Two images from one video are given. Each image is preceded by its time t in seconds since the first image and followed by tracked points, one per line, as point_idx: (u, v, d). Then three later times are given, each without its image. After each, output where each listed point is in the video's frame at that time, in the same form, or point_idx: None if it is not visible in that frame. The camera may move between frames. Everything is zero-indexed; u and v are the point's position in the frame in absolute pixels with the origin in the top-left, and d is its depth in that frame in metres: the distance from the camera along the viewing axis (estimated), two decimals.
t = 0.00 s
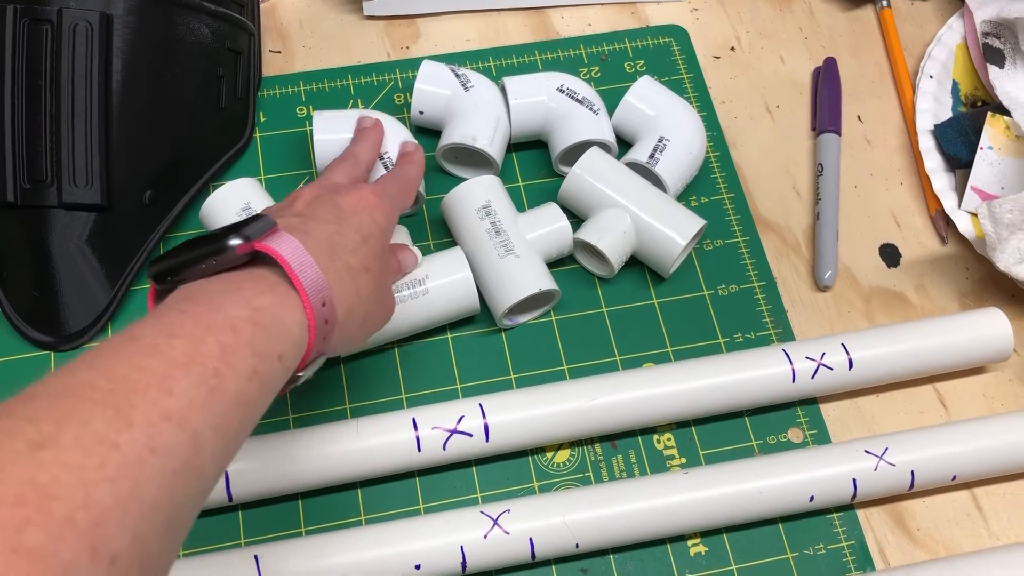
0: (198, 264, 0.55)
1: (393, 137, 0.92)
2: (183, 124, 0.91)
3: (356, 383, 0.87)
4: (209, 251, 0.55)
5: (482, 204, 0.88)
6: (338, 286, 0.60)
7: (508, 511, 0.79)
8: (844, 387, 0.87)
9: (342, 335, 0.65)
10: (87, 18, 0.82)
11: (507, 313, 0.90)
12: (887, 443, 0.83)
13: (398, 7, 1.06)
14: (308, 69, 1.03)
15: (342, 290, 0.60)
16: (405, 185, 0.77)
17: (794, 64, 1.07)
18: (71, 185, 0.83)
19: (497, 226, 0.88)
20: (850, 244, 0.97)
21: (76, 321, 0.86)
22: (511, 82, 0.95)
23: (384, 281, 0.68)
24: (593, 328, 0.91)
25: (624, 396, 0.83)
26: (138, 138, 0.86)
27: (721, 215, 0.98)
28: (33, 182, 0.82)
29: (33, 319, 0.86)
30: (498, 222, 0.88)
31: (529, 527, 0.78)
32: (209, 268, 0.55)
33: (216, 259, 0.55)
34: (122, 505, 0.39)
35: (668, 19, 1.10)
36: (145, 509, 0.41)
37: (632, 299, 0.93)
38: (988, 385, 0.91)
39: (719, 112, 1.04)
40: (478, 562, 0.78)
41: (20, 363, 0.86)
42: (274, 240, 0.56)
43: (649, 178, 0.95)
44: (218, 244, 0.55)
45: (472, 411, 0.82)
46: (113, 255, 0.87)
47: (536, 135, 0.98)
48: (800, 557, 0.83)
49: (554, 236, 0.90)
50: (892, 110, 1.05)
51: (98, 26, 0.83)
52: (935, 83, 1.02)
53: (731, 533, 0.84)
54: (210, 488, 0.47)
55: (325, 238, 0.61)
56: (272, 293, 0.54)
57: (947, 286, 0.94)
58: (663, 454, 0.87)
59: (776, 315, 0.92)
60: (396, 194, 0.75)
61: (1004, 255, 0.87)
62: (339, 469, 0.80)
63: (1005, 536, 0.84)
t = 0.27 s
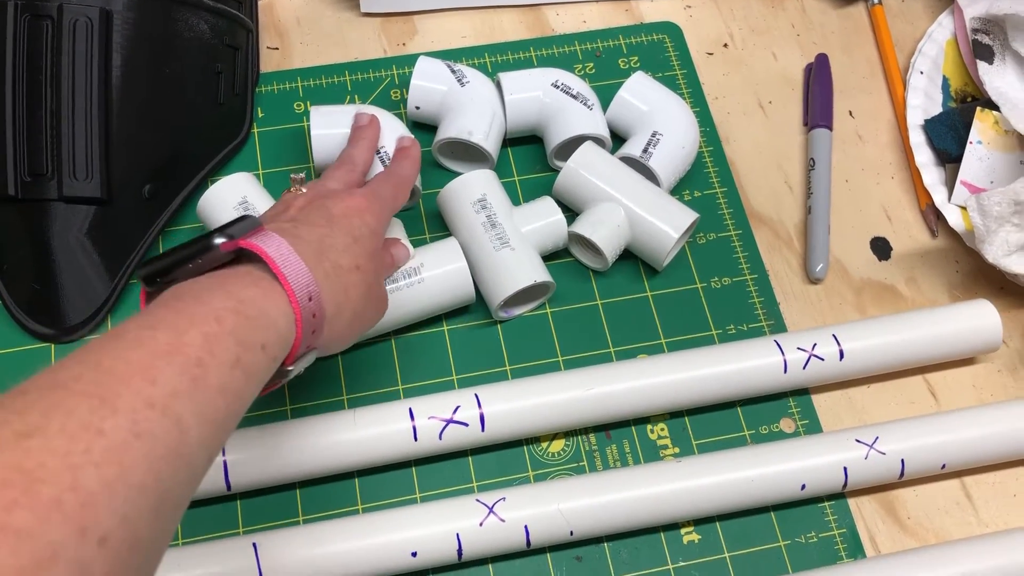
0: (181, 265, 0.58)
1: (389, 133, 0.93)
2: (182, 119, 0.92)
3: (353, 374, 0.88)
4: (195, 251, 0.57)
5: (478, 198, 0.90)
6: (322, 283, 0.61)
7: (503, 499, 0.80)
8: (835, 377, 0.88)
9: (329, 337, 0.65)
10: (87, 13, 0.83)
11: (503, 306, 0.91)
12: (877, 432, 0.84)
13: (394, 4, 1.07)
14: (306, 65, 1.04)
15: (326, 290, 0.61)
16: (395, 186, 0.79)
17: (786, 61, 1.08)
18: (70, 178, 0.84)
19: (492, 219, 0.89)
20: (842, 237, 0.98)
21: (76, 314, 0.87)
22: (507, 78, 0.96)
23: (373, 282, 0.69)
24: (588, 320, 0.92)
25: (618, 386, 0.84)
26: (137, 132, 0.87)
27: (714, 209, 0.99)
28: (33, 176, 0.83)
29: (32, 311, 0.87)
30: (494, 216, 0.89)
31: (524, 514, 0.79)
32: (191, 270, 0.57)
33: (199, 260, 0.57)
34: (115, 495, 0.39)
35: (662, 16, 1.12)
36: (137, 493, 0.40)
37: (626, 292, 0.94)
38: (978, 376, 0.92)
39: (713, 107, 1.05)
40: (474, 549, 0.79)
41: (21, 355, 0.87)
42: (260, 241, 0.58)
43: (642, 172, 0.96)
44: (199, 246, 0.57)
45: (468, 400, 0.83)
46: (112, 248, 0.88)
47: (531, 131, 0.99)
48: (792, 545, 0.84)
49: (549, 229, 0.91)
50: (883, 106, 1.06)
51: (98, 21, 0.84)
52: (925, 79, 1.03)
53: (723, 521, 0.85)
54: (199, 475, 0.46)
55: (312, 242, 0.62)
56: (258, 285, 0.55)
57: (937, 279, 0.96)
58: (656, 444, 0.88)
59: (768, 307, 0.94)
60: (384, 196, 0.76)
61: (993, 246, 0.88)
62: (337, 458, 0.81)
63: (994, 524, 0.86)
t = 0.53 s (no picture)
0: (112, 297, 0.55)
1: (383, 126, 0.94)
2: (179, 110, 0.93)
3: (347, 363, 0.89)
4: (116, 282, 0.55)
5: (471, 189, 0.91)
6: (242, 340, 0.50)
7: (494, 485, 0.81)
8: (823, 368, 0.89)
9: (264, 375, 0.53)
10: (85, 5, 0.84)
11: (495, 296, 0.92)
12: (864, 422, 0.85)
13: None
14: (302, 58, 1.05)
15: (254, 326, 0.51)
16: (298, 197, 0.57)
17: (777, 57, 1.09)
18: (68, 167, 0.85)
19: (485, 210, 0.90)
20: (831, 231, 0.99)
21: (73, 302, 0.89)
22: (501, 72, 0.98)
23: (316, 278, 0.56)
24: (580, 311, 0.93)
25: (608, 376, 0.85)
26: (134, 122, 0.88)
27: (705, 202, 1.00)
28: (31, 164, 0.84)
29: (30, 299, 0.88)
30: (487, 207, 0.90)
31: (515, 500, 0.80)
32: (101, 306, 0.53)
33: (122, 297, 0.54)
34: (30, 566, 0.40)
35: (655, 13, 1.13)
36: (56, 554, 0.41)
37: (618, 283, 0.95)
38: (965, 368, 0.93)
39: (705, 102, 1.07)
40: (465, 534, 0.80)
41: (19, 342, 0.88)
42: (148, 302, 0.48)
43: (635, 165, 0.97)
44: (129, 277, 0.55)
45: (460, 389, 0.84)
46: (109, 238, 0.89)
47: (524, 124, 1.00)
48: (779, 533, 0.85)
49: (541, 221, 0.92)
50: (873, 102, 1.07)
51: (97, 13, 0.85)
52: (915, 75, 1.05)
53: (712, 509, 0.86)
54: (163, 477, 0.48)
55: (223, 267, 0.53)
56: (145, 358, 0.47)
57: (925, 273, 0.97)
58: (646, 433, 0.89)
59: (757, 299, 0.95)
60: (303, 217, 0.57)
61: (980, 240, 0.90)
62: (329, 445, 0.82)
63: (980, 513, 0.87)
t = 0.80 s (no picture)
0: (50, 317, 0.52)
1: (403, 99, 0.95)
2: (203, 80, 0.94)
3: (366, 330, 0.91)
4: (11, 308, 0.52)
5: (489, 160, 0.92)
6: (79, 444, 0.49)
7: (511, 447, 0.82)
8: (834, 339, 0.91)
9: None
10: None
11: (511, 267, 0.94)
12: (874, 391, 0.87)
13: None
14: (323, 35, 1.07)
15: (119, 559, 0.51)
16: (145, 469, 0.56)
17: (790, 39, 1.11)
18: (97, 134, 0.86)
19: (503, 181, 0.91)
20: (842, 208, 1.01)
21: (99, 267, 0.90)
22: (519, 48, 0.99)
23: None
24: (595, 283, 0.95)
25: (623, 344, 0.87)
26: (160, 91, 0.90)
27: (719, 179, 1.02)
28: (61, 130, 0.85)
29: (56, 263, 0.90)
30: (504, 179, 0.91)
31: (531, 462, 0.82)
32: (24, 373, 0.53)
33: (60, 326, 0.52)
34: None
35: None
36: None
37: (632, 256, 0.97)
38: (973, 342, 0.95)
39: (718, 82, 1.08)
40: (482, 494, 0.81)
41: (43, 306, 0.90)
42: None
43: (650, 140, 0.99)
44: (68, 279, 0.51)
45: (477, 353, 0.86)
46: (135, 204, 0.91)
47: (541, 100, 1.02)
48: (790, 498, 0.87)
49: (558, 193, 0.93)
50: (884, 84, 1.09)
51: None
52: (925, 57, 1.06)
53: (724, 475, 0.88)
54: None
55: None
56: None
57: (934, 249, 0.98)
58: (659, 401, 0.91)
59: (769, 272, 0.96)
60: (151, 497, 0.55)
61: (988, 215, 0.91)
62: (349, 407, 0.84)
63: (986, 483, 0.88)
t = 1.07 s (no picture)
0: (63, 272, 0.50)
1: (427, 67, 0.97)
2: (235, 46, 0.97)
3: (390, 289, 0.94)
4: None
5: (510, 126, 0.94)
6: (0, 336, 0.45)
7: (529, 400, 0.85)
8: (844, 303, 0.93)
9: None
10: None
11: (531, 231, 0.96)
12: (883, 352, 0.89)
13: None
14: (348, 6, 1.10)
15: None
16: (112, 549, 0.67)
17: (804, 16, 1.13)
18: (132, 94, 0.89)
19: (524, 146, 0.94)
20: (854, 179, 1.03)
21: (130, 225, 0.93)
22: (540, 20, 1.02)
23: None
24: (612, 248, 0.97)
25: (640, 304, 0.89)
26: (193, 54, 0.93)
27: (734, 149, 1.04)
28: (97, 90, 0.88)
29: (90, 221, 0.93)
30: (526, 144, 0.94)
31: (548, 414, 0.84)
32: None
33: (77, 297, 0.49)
34: None
35: None
36: None
37: (648, 222, 0.99)
38: (980, 309, 0.97)
39: (733, 57, 1.11)
40: (501, 445, 0.84)
41: (78, 262, 0.93)
42: None
43: (667, 109, 1.01)
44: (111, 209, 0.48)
45: (498, 311, 0.89)
46: (166, 165, 0.93)
47: (560, 71, 1.04)
48: (800, 456, 0.89)
49: (577, 159, 0.96)
50: (896, 60, 1.11)
51: None
52: (937, 35, 1.08)
53: (736, 433, 0.90)
54: None
55: None
56: None
57: (944, 220, 1.01)
58: (673, 361, 0.93)
59: (781, 240, 0.99)
60: None
61: (998, 184, 0.94)
62: (372, 361, 0.86)
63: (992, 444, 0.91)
